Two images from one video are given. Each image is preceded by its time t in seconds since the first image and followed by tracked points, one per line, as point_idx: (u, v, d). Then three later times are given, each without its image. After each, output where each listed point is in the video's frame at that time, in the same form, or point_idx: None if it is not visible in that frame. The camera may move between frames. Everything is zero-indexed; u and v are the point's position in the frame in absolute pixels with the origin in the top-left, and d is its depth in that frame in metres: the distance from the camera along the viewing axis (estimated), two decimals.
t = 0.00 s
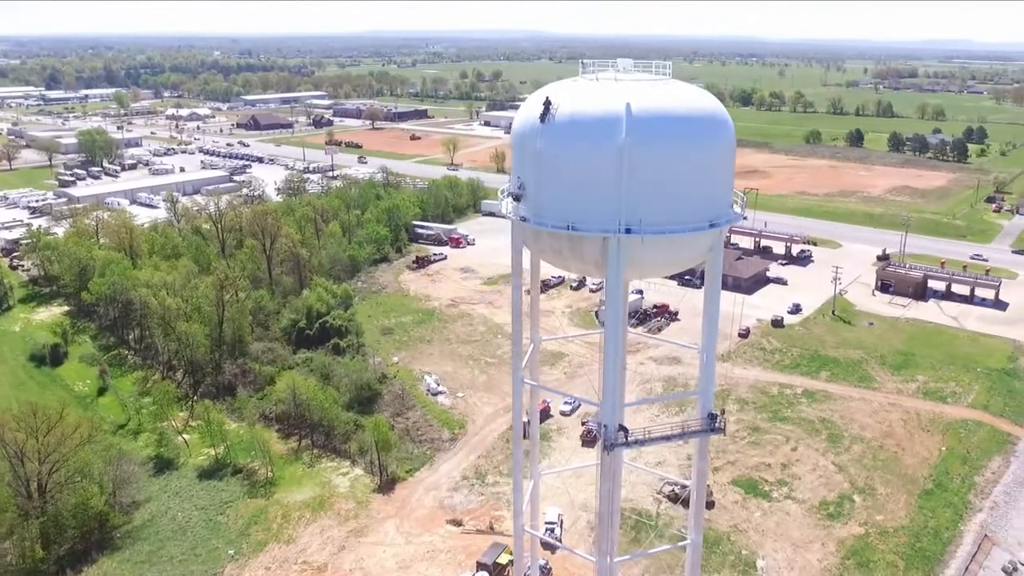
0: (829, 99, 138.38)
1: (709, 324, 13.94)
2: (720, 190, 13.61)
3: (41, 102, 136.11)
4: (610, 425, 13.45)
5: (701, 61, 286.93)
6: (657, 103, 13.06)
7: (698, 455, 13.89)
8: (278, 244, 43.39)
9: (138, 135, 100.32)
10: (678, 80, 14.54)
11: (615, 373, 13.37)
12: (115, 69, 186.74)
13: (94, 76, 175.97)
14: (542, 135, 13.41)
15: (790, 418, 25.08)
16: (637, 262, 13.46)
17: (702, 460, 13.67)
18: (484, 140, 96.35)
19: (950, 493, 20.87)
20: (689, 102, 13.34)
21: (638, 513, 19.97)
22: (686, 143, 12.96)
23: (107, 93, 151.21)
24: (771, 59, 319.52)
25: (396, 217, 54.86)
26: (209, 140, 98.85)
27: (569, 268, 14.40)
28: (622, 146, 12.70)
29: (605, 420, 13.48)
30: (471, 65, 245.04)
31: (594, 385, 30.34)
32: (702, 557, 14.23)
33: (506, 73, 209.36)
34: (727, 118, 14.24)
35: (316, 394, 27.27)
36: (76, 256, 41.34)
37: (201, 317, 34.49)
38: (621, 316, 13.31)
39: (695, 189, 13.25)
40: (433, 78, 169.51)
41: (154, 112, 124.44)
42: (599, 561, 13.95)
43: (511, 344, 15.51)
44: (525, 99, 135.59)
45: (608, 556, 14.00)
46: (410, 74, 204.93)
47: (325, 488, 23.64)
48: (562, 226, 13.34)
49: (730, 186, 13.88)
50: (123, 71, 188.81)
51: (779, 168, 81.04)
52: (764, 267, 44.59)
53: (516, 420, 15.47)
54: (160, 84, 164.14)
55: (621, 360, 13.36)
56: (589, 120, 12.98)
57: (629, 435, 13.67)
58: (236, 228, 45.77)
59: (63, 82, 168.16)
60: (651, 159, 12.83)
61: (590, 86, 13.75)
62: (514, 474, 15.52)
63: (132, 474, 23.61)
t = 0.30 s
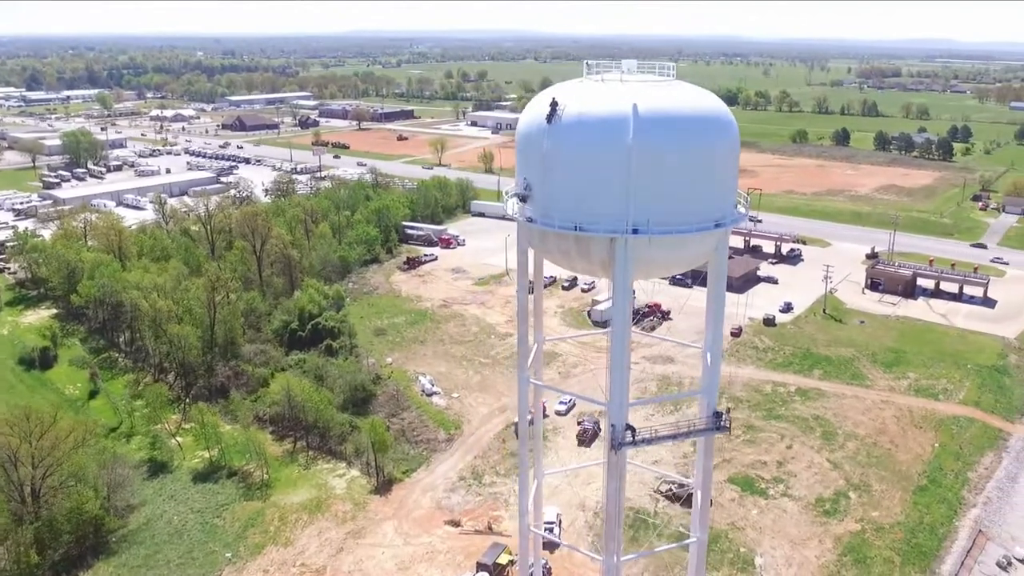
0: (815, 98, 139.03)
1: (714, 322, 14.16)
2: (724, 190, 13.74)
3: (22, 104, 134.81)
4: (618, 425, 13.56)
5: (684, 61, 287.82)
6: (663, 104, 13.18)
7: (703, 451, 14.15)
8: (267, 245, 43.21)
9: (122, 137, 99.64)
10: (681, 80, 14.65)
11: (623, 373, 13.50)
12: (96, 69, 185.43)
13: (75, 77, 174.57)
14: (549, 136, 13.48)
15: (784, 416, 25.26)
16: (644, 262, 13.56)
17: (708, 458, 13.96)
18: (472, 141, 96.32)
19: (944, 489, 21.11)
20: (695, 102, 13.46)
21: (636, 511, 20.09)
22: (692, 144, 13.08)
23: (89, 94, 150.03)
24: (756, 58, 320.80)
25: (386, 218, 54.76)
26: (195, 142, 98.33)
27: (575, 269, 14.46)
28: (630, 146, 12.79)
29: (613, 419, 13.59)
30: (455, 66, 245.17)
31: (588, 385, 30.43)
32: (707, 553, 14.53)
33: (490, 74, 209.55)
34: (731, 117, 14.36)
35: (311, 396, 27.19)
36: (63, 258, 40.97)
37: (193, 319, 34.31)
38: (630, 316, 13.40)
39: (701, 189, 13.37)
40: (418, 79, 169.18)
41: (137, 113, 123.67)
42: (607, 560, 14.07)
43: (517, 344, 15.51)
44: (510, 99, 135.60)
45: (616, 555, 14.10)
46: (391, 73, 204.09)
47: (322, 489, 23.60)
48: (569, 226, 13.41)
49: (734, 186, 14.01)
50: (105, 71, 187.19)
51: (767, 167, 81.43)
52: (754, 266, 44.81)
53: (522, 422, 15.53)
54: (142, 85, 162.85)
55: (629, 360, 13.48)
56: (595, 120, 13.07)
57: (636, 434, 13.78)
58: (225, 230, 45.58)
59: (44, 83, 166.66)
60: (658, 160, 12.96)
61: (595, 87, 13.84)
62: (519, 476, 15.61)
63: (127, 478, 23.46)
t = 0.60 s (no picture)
0: (800, 97, 139.71)
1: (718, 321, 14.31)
2: (728, 190, 13.87)
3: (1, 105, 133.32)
4: (623, 424, 13.66)
5: (669, 60, 288.55)
6: (669, 105, 13.28)
7: (707, 449, 14.31)
8: (256, 247, 43.01)
9: (105, 138, 98.81)
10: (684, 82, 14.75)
11: (628, 372, 13.62)
12: (76, 69, 183.74)
13: (55, 77, 172.93)
14: (555, 137, 13.52)
15: (777, 415, 25.43)
16: (650, 261, 13.66)
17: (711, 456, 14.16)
18: (459, 141, 96.22)
19: (937, 486, 21.34)
20: (700, 103, 13.58)
21: (633, 510, 20.19)
22: (697, 144, 13.19)
23: (70, 94, 148.56)
24: (740, 57, 322.15)
25: (375, 219, 54.64)
26: (179, 143, 97.69)
27: (580, 270, 14.55)
28: (636, 147, 12.88)
29: (618, 418, 13.69)
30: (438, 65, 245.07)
31: (581, 386, 30.51)
32: (710, 550, 14.76)
33: (474, 73, 209.34)
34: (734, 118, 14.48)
35: (304, 398, 27.07)
36: (50, 261, 40.58)
37: (183, 322, 34.10)
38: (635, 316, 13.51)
39: (707, 189, 13.49)
40: (403, 79, 168.78)
41: (119, 114, 122.71)
42: (612, 559, 14.23)
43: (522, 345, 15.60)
44: (496, 99, 135.60)
45: (621, 554, 14.25)
46: (375, 73, 203.61)
47: (317, 492, 23.56)
48: (575, 227, 13.48)
49: (738, 186, 14.14)
50: (84, 71, 185.24)
51: (754, 167, 81.85)
52: (744, 264, 45.04)
53: (527, 422, 15.65)
54: (123, 85, 161.45)
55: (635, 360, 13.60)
56: (602, 121, 13.13)
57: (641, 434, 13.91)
58: (214, 232, 45.35)
59: (23, 84, 164.86)
60: (665, 160, 13.06)
61: (600, 88, 13.91)
62: (524, 476, 15.74)
63: (119, 482, 23.31)
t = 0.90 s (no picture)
0: (781, 97, 140.63)
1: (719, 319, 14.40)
2: (729, 189, 14.00)
3: None
4: (626, 423, 13.72)
5: (650, 60, 289.51)
6: (671, 105, 13.38)
7: (710, 447, 14.39)
8: (243, 249, 42.76)
9: (85, 140, 97.83)
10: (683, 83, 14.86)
11: (631, 371, 13.69)
12: (53, 70, 181.87)
13: (31, 78, 171.15)
14: (558, 138, 13.54)
15: (768, 412, 25.62)
16: (653, 261, 13.76)
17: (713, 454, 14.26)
18: (444, 142, 96.10)
19: (927, 481, 21.58)
20: (702, 104, 13.70)
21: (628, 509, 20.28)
22: (699, 144, 13.30)
23: (47, 95, 146.98)
24: (722, 57, 323.91)
25: (361, 220, 54.51)
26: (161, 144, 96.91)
27: (583, 270, 14.62)
28: (639, 147, 12.96)
29: (621, 418, 13.75)
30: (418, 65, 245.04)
31: (571, 386, 30.57)
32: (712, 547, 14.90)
33: (455, 73, 209.24)
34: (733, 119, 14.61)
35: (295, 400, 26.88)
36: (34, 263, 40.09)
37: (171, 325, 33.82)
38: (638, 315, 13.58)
39: (709, 190, 13.61)
40: (386, 79, 168.37)
41: (98, 116, 121.63)
42: (614, 557, 14.35)
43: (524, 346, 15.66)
44: (479, 99, 135.56)
45: (624, 553, 14.36)
46: (357, 74, 202.89)
47: (310, 494, 23.47)
48: (579, 227, 13.54)
49: (739, 186, 14.27)
50: (61, 71, 183.22)
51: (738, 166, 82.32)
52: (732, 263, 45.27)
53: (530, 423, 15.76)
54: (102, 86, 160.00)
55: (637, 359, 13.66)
56: (605, 122, 13.19)
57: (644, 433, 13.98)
58: (200, 234, 45.09)
59: None
60: (668, 160, 13.16)
61: (602, 89, 13.96)
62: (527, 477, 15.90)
63: (109, 487, 23.09)
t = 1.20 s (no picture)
0: (759, 96, 141.70)
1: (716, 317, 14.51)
2: (727, 188, 14.11)
3: None
4: (626, 422, 13.79)
5: (628, 60, 290.62)
6: (669, 106, 13.46)
7: (707, 445, 14.49)
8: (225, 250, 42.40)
9: (59, 142, 96.47)
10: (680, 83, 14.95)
11: (630, 370, 13.79)
12: (24, 70, 179.30)
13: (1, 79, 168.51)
14: (558, 138, 13.56)
15: (755, 410, 25.81)
16: (651, 260, 13.81)
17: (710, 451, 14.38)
18: (424, 142, 95.83)
19: (913, 476, 21.85)
20: (700, 104, 13.81)
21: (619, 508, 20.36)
22: (698, 144, 13.40)
23: (18, 96, 144.71)
24: (700, 57, 325.81)
25: (344, 220, 54.27)
26: (137, 146, 95.79)
27: (582, 270, 14.61)
28: (639, 148, 13.04)
29: (621, 416, 13.82)
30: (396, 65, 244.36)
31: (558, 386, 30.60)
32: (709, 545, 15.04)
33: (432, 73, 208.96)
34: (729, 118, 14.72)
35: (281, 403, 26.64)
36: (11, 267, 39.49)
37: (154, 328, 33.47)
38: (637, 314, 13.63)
39: (707, 189, 13.72)
40: (364, 79, 167.67)
41: (73, 117, 120.05)
42: (614, 556, 14.45)
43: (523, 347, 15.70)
44: (458, 99, 135.35)
45: (623, 551, 14.48)
46: (334, 74, 201.86)
47: (299, 497, 23.35)
48: (579, 227, 13.57)
49: (736, 185, 14.40)
50: (32, 72, 180.66)
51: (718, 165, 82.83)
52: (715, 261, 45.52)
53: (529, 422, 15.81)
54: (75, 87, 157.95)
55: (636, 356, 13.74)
56: (604, 122, 13.25)
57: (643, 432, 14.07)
58: (180, 236, 44.67)
59: None
60: (667, 159, 13.25)
61: (600, 89, 14.00)
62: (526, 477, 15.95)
63: (94, 494, 22.81)
